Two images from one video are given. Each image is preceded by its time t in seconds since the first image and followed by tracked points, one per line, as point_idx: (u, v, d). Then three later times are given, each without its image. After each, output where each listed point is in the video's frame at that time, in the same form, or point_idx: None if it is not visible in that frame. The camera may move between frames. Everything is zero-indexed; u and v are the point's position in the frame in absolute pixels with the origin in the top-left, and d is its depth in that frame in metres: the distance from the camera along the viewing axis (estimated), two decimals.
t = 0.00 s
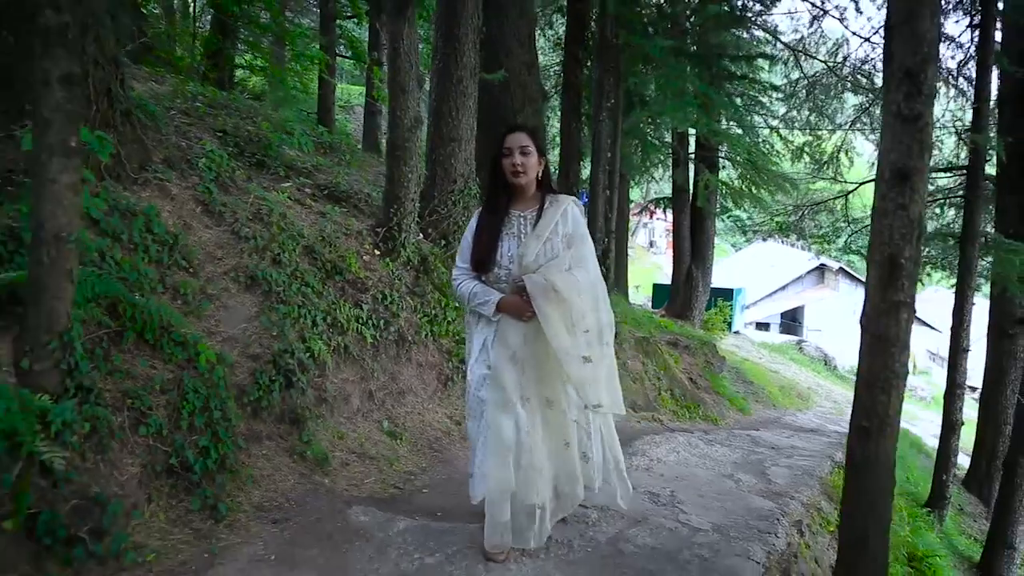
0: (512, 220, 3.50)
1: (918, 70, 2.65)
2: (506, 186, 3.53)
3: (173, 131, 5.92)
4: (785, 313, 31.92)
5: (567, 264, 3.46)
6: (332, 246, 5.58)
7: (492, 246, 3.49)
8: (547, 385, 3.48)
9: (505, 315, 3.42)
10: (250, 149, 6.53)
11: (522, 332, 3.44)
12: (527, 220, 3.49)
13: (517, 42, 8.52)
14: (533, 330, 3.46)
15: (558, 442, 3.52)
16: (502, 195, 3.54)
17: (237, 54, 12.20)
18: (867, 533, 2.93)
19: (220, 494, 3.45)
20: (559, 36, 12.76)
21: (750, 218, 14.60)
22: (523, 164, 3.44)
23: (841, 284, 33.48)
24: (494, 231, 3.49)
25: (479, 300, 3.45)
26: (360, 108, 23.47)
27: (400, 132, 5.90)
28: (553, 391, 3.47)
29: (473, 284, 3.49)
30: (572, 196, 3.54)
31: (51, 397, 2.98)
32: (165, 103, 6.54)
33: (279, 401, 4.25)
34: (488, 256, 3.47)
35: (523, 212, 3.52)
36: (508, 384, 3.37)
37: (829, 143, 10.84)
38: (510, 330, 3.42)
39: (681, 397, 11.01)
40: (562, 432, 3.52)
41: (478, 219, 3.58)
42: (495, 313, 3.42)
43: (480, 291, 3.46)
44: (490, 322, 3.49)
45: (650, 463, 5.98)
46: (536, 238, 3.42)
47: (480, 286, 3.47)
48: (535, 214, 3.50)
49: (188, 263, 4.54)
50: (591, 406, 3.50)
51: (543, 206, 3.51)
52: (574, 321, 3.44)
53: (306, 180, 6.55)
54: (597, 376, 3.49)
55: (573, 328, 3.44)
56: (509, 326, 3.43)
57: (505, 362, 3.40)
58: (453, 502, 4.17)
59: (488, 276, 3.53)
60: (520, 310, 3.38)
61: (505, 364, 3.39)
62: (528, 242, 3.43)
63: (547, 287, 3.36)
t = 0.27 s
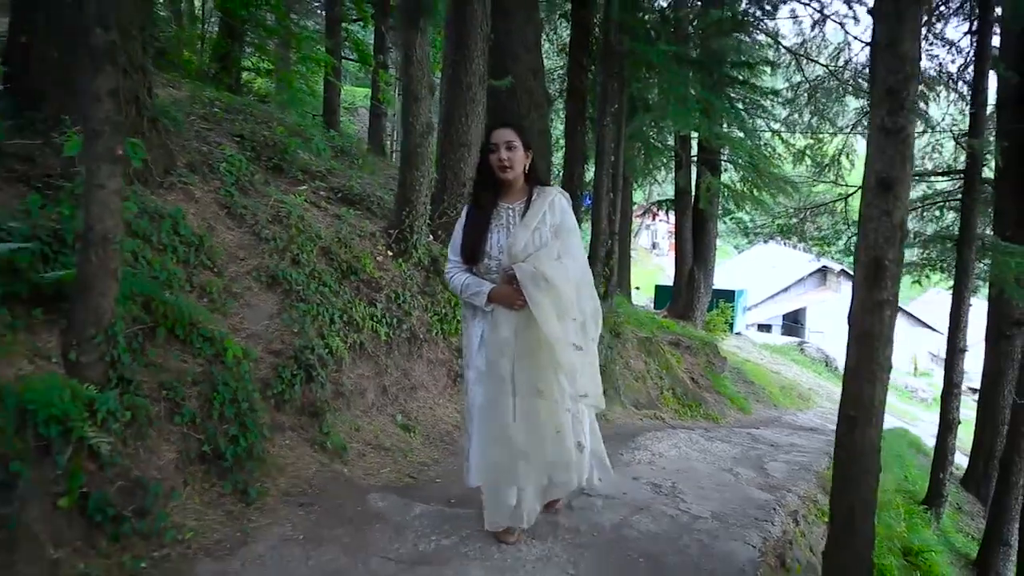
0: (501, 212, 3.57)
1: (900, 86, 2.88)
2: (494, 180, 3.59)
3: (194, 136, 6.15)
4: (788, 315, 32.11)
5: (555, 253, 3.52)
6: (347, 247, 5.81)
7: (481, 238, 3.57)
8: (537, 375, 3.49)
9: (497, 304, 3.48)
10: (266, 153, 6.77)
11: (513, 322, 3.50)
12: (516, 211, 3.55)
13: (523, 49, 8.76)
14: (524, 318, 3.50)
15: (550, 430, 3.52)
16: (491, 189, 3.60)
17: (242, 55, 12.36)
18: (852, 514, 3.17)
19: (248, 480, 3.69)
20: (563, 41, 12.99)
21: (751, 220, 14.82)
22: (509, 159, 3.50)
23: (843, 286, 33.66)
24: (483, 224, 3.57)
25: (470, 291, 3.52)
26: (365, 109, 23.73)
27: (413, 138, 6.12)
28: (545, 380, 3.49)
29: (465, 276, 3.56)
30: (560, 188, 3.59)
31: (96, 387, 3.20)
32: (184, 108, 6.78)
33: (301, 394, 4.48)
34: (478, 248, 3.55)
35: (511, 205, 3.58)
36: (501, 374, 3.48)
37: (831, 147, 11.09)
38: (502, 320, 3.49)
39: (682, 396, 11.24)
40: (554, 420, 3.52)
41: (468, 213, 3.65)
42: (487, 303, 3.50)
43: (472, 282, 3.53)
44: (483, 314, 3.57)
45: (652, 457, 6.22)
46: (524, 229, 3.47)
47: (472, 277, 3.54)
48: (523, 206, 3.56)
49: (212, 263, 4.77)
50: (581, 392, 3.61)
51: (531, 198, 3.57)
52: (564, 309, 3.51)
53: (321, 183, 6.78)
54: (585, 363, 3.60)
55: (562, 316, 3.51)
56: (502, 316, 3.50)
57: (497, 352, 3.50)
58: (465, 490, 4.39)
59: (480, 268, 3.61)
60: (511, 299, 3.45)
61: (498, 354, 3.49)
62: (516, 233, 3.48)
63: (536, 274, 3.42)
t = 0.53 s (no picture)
0: (498, 209, 3.64)
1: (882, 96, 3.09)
2: (492, 179, 3.67)
3: (211, 140, 6.37)
4: (790, 315, 32.28)
5: (551, 248, 3.56)
6: (360, 247, 6.04)
7: (480, 236, 3.67)
8: (531, 368, 3.52)
9: (495, 299, 3.57)
10: (280, 155, 6.99)
11: (511, 316, 3.58)
12: (513, 208, 3.62)
13: (528, 55, 8.99)
14: (522, 313, 3.55)
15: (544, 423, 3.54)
16: (489, 188, 3.69)
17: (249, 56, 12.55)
18: (840, 495, 3.37)
19: (271, 465, 3.92)
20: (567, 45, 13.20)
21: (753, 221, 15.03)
22: (505, 159, 3.56)
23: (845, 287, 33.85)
24: (481, 221, 3.66)
25: (470, 287, 3.63)
26: (370, 110, 23.90)
27: (422, 141, 6.34)
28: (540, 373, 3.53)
29: (465, 272, 3.67)
30: (556, 185, 3.64)
31: (133, 376, 3.41)
32: (200, 112, 6.99)
33: (319, 386, 4.71)
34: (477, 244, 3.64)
35: (509, 202, 3.65)
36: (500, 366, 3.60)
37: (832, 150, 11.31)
38: (501, 314, 3.59)
39: (684, 394, 11.46)
40: (547, 415, 3.54)
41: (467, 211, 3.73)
42: (486, 298, 3.59)
43: (471, 277, 3.63)
44: (483, 308, 3.68)
45: (654, 450, 6.44)
46: (519, 226, 3.54)
47: (471, 273, 3.65)
48: (520, 203, 3.63)
49: (233, 262, 4.99)
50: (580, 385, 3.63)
51: (527, 195, 3.63)
52: (562, 304, 3.54)
53: (333, 185, 7.00)
54: (583, 356, 3.62)
55: (559, 310, 3.54)
56: (500, 310, 3.60)
57: (497, 345, 3.62)
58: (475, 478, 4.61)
59: (479, 263, 3.70)
60: (507, 294, 3.52)
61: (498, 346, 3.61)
62: (512, 230, 3.55)
63: (532, 270, 3.46)
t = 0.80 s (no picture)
0: (495, 211, 3.63)
1: (865, 103, 3.28)
2: (490, 182, 3.66)
3: (223, 143, 6.56)
4: (792, 315, 32.42)
5: (546, 250, 3.50)
6: (368, 246, 6.24)
7: (477, 237, 3.67)
8: (518, 367, 3.44)
9: (489, 299, 3.54)
10: (289, 157, 7.18)
11: (504, 315, 3.54)
12: (509, 210, 3.60)
13: (530, 58, 9.16)
14: (513, 313, 3.49)
15: (527, 423, 3.44)
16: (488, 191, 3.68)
17: (253, 58, 12.70)
18: (828, 479, 3.55)
19: (286, 454, 4.10)
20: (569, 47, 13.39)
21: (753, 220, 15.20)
22: (502, 162, 3.52)
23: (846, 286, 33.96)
24: (479, 223, 3.66)
25: (466, 287, 3.62)
26: (374, 111, 24.05)
27: (428, 144, 6.52)
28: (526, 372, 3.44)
29: (462, 272, 3.67)
30: (553, 187, 3.58)
31: (157, 367, 3.61)
32: (212, 115, 7.18)
33: (329, 379, 4.89)
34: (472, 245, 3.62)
35: (506, 204, 3.63)
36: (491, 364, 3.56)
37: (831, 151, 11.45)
38: (495, 314, 3.56)
39: (684, 391, 11.63)
40: (528, 416, 3.44)
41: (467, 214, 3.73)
42: (480, 298, 3.57)
43: (467, 277, 3.63)
44: (481, 309, 3.66)
45: (653, 443, 6.63)
46: (513, 226, 3.50)
47: (467, 273, 3.65)
48: (516, 205, 3.60)
49: (246, 260, 5.18)
50: (568, 388, 3.56)
51: (525, 197, 3.60)
52: (555, 305, 3.46)
53: (341, 186, 7.20)
54: (572, 358, 3.53)
55: (551, 310, 3.46)
56: (495, 309, 3.57)
57: (491, 343, 3.60)
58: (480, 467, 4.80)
59: (476, 264, 3.69)
60: (500, 294, 3.47)
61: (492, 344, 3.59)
62: (507, 230, 3.52)
63: (524, 270, 3.41)
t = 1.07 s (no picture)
0: (488, 211, 3.67)
1: (844, 113, 3.50)
2: (483, 183, 3.69)
3: (235, 147, 6.79)
4: (793, 315, 32.61)
5: (537, 249, 3.58)
6: (375, 246, 6.48)
7: (469, 237, 3.70)
8: (508, 367, 3.57)
9: (480, 298, 3.60)
10: (298, 161, 7.41)
11: (494, 315, 3.61)
12: (502, 210, 3.65)
13: (531, 63, 9.38)
14: (504, 313, 3.57)
15: (516, 422, 3.58)
16: (480, 191, 3.71)
17: (258, 61, 12.92)
18: (810, 469, 3.76)
19: (299, 443, 4.33)
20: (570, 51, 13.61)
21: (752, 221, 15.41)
22: (496, 163, 3.58)
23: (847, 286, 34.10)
24: (471, 223, 3.69)
25: (458, 287, 3.66)
26: (376, 111, 24.24)
27: (432, 148, 6.76)
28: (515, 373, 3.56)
29: (454, 272, 3.70)
30: (546, 187, 3.65)
31: (179, 360, 3.84)
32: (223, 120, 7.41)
33: (339, 374, 5.13)
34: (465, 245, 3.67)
35: (499, 204, 3.67)
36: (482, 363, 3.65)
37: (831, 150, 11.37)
38: (486, 313, 3.62)
39: (683, 389, 11.84)
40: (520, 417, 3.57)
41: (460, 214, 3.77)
42: (471, 298, 3.62)
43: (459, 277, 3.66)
44: (473, 309, 3.70)
45: (650, 437, 6.86)
46: (505, 226, 3.57)
47: (460, 273, 3.68)
48: (509, 205, 3.65)
49: (259, 260, 5.40)
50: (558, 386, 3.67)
51: (518, 197, 3.66)
52: (544, 305, 3.55)
53: (349, 189, 7.44)
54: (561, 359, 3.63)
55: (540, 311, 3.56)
56: (486, 309, 3.62)
57: (482, 343, 3.66)
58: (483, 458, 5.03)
59: (468, 264, 3.73)
60: (491, 293, 3.54)
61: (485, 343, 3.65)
62: (499, 230, 3.59)
63: (515, 271, 3.48)
